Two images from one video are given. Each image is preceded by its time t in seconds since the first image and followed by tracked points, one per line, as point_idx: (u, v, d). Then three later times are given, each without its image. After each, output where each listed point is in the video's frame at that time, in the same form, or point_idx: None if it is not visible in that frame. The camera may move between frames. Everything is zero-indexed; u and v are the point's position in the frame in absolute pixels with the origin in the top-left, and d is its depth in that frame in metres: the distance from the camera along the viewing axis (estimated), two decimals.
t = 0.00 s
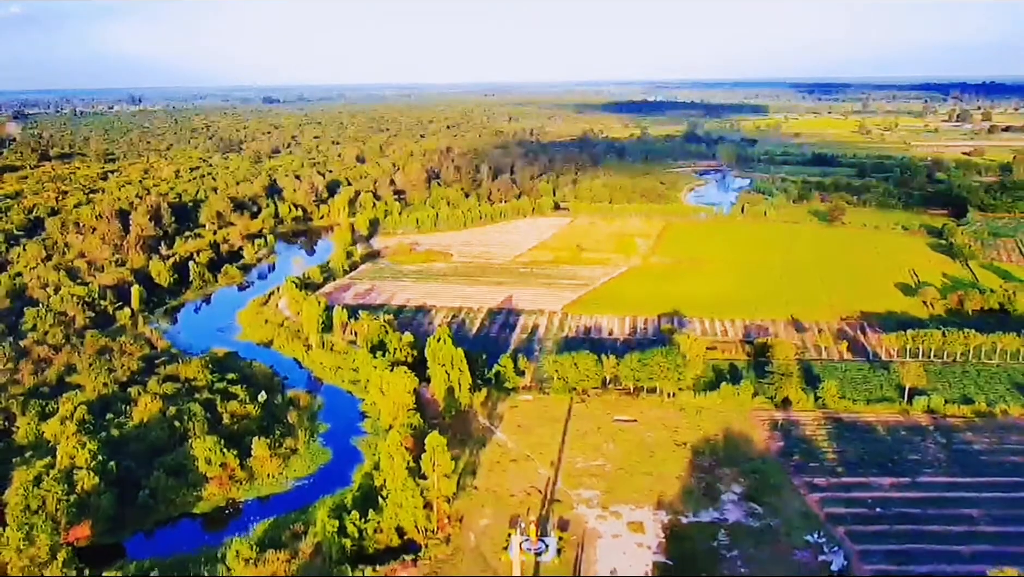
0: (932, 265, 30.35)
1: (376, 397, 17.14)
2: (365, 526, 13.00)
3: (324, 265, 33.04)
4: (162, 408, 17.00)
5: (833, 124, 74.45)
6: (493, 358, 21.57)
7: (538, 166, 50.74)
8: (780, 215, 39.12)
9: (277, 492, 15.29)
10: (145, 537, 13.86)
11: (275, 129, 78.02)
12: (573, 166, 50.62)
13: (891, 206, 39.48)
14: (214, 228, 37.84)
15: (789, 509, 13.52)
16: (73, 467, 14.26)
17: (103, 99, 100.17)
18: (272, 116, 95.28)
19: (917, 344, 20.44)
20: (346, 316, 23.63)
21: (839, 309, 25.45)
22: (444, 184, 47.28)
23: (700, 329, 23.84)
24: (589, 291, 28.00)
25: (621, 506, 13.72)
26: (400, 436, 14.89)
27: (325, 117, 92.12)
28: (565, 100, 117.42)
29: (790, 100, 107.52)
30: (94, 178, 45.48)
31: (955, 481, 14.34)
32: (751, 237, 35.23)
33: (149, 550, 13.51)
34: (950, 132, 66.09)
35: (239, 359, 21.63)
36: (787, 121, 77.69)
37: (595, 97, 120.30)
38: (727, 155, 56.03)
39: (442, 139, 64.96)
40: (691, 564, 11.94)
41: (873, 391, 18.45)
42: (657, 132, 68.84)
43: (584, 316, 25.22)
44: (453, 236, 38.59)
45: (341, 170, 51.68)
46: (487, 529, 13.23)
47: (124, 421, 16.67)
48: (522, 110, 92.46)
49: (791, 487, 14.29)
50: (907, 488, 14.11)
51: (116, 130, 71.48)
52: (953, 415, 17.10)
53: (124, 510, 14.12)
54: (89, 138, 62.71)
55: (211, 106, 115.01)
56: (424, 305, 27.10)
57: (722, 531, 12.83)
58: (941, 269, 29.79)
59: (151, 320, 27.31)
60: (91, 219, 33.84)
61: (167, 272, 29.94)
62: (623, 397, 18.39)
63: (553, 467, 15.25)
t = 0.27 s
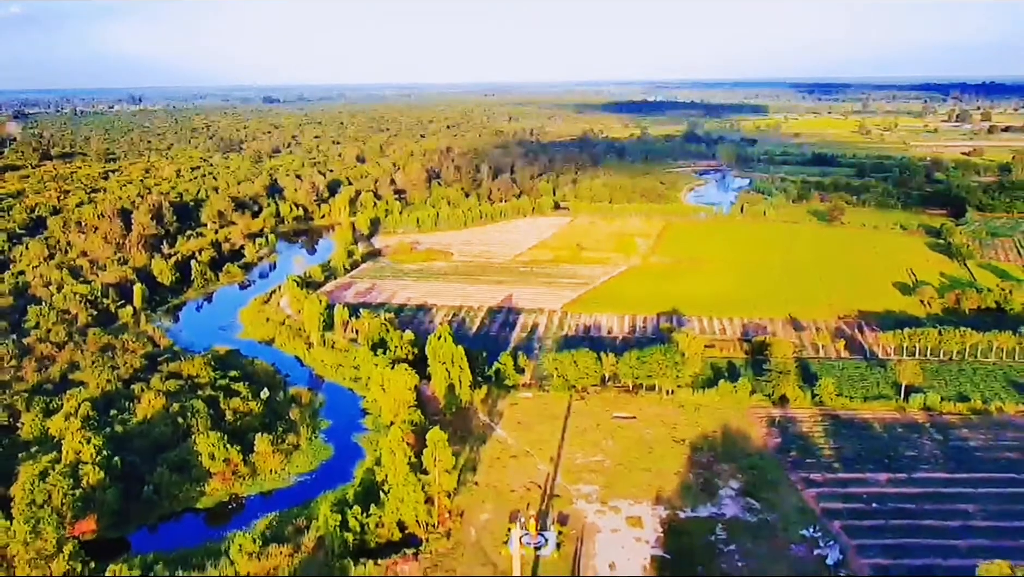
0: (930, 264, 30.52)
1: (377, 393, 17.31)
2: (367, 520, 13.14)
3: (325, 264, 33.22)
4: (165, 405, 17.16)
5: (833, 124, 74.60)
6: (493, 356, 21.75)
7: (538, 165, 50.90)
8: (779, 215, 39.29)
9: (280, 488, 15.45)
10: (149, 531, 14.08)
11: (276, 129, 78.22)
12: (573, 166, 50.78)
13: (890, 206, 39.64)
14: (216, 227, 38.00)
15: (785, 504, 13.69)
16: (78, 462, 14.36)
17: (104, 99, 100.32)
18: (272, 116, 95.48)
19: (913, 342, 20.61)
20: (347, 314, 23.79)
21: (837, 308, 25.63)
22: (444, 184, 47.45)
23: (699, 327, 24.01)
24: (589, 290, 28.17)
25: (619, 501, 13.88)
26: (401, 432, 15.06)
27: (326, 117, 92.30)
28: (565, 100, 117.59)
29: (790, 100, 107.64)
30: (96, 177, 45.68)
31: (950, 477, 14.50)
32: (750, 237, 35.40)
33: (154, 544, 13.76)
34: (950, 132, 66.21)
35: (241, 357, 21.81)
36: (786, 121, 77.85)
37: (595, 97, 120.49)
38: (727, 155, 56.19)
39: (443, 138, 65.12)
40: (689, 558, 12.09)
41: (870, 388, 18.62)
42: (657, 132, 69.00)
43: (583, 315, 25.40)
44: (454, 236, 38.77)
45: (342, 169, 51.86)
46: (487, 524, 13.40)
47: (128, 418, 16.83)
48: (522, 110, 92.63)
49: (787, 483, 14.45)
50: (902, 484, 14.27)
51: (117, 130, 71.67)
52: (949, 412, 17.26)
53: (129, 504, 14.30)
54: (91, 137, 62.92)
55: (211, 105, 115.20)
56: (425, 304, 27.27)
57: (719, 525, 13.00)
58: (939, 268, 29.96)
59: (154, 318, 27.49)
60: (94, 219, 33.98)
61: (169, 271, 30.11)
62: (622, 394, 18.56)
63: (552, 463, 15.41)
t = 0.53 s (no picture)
0: (929, 263, 30.67)
1: (380, 389, 17.49)
2: (369, 513, 13.23)
3: (327, 261, 33.42)
4: (169, 400, 17.31)
5: (834, 124, 74.68)
6: (494, 353, 21.93)
7: (540, 164, 51.06)
8: (780, 214, 39.43)
9: (283, 482, 15.62)
10: (154, 524, 14.25)
11: (278, 127, 78.40)
12: (575, 165, 50.93)
13: (891, 206, 39.78)
14: (219, 225, 38.19)
15: (783, 499, 13.86)
16: (84, 455, 14.51)
17: (106, 96, 100.52)
18: (274, 113, 95.67)
19: (912, 340, 20.76)
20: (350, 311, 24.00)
21: (836, 306, 25.78)
22: (446, 182, 47.62)
23: (699, 325, 24.17)
24: (590, 288, 28.32)
25: (619, 495, 14.05)
26: (404, 426, 15.23)
27: (328, 115, 92.55)
28: (566, 99, 117.70)
29: (792, 100, 107.71)
30: (99, 174, 45.88)
31: (947, 473, 14.66)
32: (751, 236, 35.53)
33: (159, 536, 13.93)
34: (951, 132, 66.28)
35: (245, 353, 22.00)
36: (788, 120, 77.93)
37: (596, 96, 120.56)
38: (728, 155, 56.35)
39: (445, 137, 65.30)
40: (688, 551, 12.26)
41: (868, 386, 18.78)
42: (658, 132, 69.11)
43: (584, 312, 25.55)
44: (456, 233, 38.94)
45: (344, 167, 52.05)
46: (489, 518, 13.57)
47: (133, 413, 16.98)
48: (524, 109, 92.73)
49: (785, 478, 14.61)
50: (899, 480, 14.43)
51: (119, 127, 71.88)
52: (946, 409, 17.41)
53: (134, 497, 14.47)
54: (94, 134, 63.10)
55: (213, 104, 115.39)
56: (427, 301, 27.45)
57: (718, 519, 13.17)
58: (939, 267, 30.10)
59: (158, 315, 27.67)
60: (97, 215, 34.17)
61: (172, 267, 30.28)
62: (622, 390, 18.73)
63: (553, 458, 15.57)
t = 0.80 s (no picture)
0: (929, 253, 30.80)
1: (382, 375, 17.70)
2: (372, 496, 13.38)
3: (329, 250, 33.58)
4: (174, 385, 17.52)
5: (836, 114, 74.55)
6: (495, 341, 22.12)
7: (541, 154, 51.10)
8: (780, 204, 39.53)
9: (287, 466, 15.82)
10: (160, 507, 14.45)
11: (279, 116, 78.36)
12: (576, 154, 50.97)
13: (891, 196, 39.85)
14: (221, 214, 38.32)
15: (780, 483, 14.05)
16: (91, 439, 14.74)
17: (107, 84, 100.31)
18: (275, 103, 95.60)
19: (910, 329, 20.92)
20: (352, 299, 24.21)
21: (835, 295, 25.93)
22: (447, 172, 47.69)
23: (698, 313, 24.34)
24: (591, 277, 28.47)
25: (619, 480, 14.25)
26: (407, 412, 15.41)
27: (329, 105, 92.48)
28: (568, 88, 117.48)
29: (794, 90, 107.52)
30: (101, 163, 45.96)
31: (942, 459, 14.84)
32: (751, 226, 35.64)
33: (164, 518, 14.16)
34: (953, 123, 66.21)
35: (248, 340, 22.21)
36: (790, 111, 77.82)
37: (598, 86, 120.32)
38: (729, 145, 56.35)
39: (446, 126, 65.30)
40: (686, 535, 12.46)
41: (866, 374, 18.96)
42: (660, 121, 69.06)
43: (585, 301, 25.71)
44: (457, 223, 39.06)
45: (346, 156, 52.10)
46: (490, 502, 13.78)
47: (138, 398, 17.18)
48: (525, 98, 92.57)
49: (783, 463, 14.80)
50: (895, 465, 14.61)
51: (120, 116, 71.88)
52: (943, 397, 17.58)
53: (141, 480, 14.67)
54: (95, 123, 63.11)
55: (214, 92, 115.20)
56: (428, 289, 27.61)
57: (716, 503, 13.36)
58: (938, 257, 30.24)
59: (161, 302, 27.85)
60: (100, 204, 34.29)
61: (176, 255, 30.43)
62: (622, 377, 18.92)
63: (553, 444, 15.77)
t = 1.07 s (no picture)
0: (927, 240, 30.95)
1: (384, 359, 17.86)
2: (374, 478, 13.66)
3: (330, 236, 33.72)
4: (178, 369, 17.72)
5: (837, 102, 74.45)
6: (496, 326, 22.31)
7: (542, 141, 51.13)
8: (780, 191, 39.63)
9: (289, 449, 16.02)
10: (165, 488, 14.63)
11: (280, 102, 78.27)
12: (577, 141, 51.01)
13: (891, 183, 39.92)
14: (222, 201, 38.43)
15: (776, 466, 14.26)
16: (97, 421, 14.96)
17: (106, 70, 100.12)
18: (276, 89, 95.42)
19: (907, 315, 21.11)
20: (353, 285, 24.35)
21: (833, 282, 26.10)
22: (448, 159, 47.75)
23: (697, 300, 24.53)
24: (590, 263, 28.64)
25: (617, 463, 14.47)
26: (408, 396, 15.60)
27: (329, 91, 92.35)
28: (568, 74, 117.19)
29: (795, 77, 107.27)
30: (102, 149, 46.02)
31: (936, 442, 15.05)
32: (751, 213, 35.76)
33: (170, 499, 14.33)
34: (954, 111, 66.14)
35: (250, 325, 22.40)
36: (791, 98, 77.72)
37: (599, 72, 120.00)
38: (730, 132, 56.34)
39: (447, 113, 65.27)
40: (683, 515, 12.68)
41: (863, 359, 19.15)
42: (660, 108, 69.00)
43: (584, 287, 25.89)
44: (458, 209, 39.17)
45: (346, 143, 52.14)
46: (490, 483, 14.00)
47: (142, 381, 17.40)
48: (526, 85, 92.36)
49: (779, 446, 15.02)
50: (890, 449, 14.81)
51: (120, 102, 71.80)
52: (938, 381, 17.78)
53: (146, 462, 14.87)
54: (95, 109, 63.11)
55: (214, 79, 114.94)
56: (429, 275, 27.76)
57: (713, 485, 13.57)
58: (936, 245, 30.39)
59: (163, 288, 28.05)
60: (102, 189, 34.40)
61: (178, 241, 30.56)
62: (621, 362, 19.12)
63: (553, 427, 15.98)
